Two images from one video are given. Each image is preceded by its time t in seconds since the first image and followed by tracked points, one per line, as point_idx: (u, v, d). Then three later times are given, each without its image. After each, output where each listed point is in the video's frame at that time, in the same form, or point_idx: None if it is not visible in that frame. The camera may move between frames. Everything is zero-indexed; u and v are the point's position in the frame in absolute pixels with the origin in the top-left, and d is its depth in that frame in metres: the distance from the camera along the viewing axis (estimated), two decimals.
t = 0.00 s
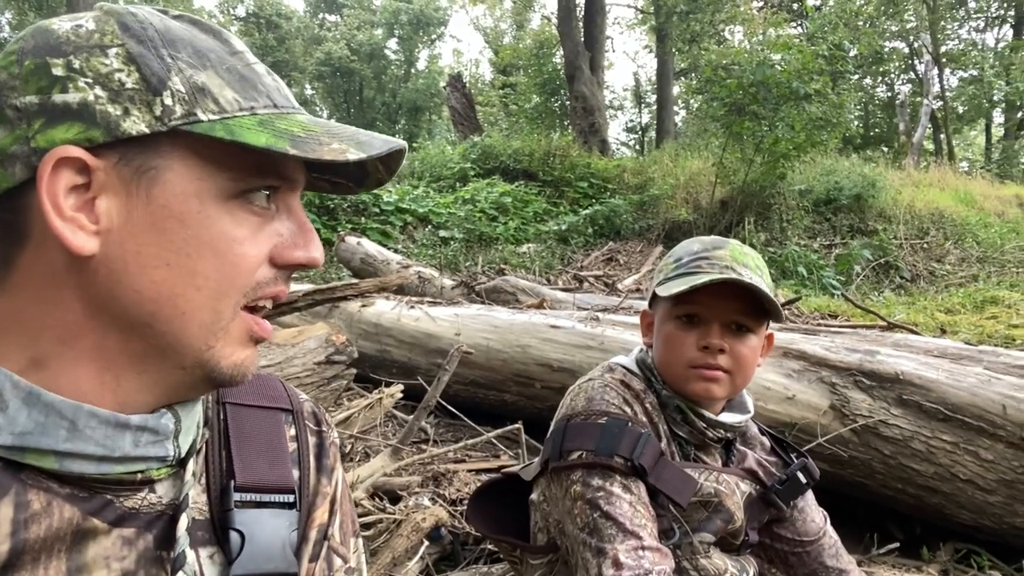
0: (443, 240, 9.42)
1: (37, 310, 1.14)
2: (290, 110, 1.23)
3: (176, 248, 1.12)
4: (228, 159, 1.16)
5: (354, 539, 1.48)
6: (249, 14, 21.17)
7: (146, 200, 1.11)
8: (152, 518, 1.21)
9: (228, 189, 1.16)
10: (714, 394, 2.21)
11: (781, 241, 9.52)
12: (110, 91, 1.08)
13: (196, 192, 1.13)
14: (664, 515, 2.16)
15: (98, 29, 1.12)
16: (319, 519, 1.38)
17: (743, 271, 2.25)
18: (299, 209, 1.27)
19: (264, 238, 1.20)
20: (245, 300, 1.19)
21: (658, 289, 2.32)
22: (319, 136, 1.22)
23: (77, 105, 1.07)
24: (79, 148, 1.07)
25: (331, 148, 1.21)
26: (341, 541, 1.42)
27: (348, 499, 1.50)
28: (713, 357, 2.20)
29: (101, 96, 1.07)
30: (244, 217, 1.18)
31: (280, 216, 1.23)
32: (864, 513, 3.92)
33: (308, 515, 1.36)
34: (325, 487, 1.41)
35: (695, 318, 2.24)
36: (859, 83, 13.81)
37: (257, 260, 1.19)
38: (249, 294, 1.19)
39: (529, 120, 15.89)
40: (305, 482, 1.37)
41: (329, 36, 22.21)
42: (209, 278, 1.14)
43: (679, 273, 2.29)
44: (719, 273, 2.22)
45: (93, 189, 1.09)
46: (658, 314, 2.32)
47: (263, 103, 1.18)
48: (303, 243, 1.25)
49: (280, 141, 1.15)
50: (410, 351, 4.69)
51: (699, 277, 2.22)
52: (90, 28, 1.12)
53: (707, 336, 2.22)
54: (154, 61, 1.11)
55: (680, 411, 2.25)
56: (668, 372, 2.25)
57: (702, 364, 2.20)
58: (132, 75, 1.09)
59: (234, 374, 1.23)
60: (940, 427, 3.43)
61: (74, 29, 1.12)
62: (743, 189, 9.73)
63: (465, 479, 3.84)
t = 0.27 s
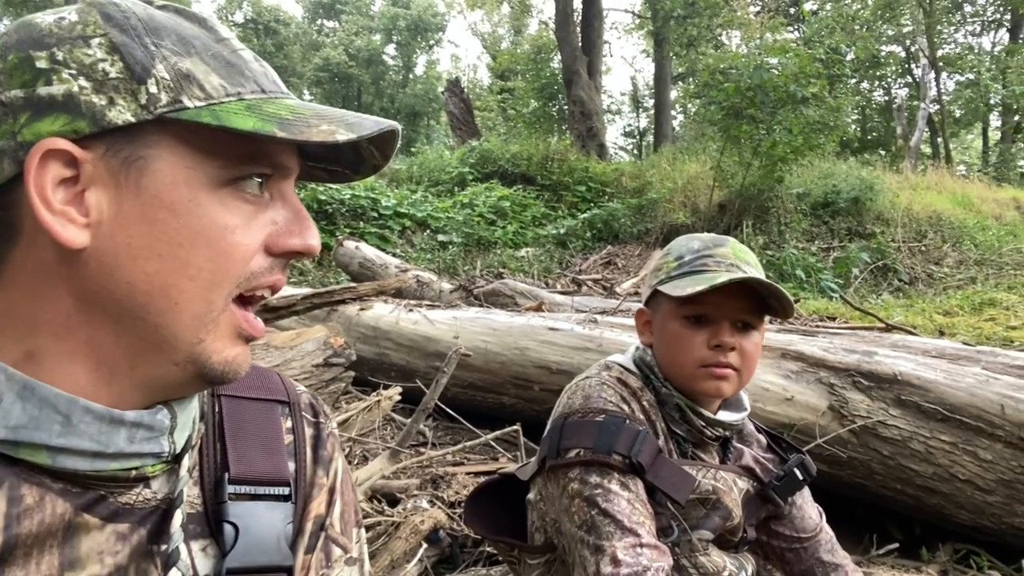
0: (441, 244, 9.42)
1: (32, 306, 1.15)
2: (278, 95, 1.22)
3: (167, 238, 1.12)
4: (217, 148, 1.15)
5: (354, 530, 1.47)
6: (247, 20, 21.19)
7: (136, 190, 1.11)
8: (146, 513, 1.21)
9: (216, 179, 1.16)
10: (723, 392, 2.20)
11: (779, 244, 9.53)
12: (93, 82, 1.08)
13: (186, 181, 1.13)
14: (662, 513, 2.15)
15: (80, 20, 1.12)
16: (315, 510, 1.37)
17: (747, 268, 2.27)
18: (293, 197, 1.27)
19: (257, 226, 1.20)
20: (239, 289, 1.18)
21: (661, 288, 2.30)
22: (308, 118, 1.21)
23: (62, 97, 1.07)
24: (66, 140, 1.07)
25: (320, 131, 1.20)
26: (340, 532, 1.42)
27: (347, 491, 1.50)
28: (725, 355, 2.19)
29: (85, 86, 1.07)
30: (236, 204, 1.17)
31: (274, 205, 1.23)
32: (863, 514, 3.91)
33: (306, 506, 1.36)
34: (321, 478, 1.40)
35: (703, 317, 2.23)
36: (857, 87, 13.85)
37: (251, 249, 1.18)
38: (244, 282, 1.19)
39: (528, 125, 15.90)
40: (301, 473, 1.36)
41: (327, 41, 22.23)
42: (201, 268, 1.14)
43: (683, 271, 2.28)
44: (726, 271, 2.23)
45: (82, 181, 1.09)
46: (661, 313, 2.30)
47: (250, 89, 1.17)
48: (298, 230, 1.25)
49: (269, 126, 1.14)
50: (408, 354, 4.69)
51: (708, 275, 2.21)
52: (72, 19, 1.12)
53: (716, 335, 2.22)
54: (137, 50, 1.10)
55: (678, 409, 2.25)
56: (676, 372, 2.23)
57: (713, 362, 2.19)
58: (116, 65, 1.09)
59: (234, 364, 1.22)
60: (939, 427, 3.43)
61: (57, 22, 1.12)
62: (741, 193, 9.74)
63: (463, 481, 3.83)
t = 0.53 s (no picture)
0: (438, 247, 9.43)
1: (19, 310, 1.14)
2: (247, 88, 1.13)
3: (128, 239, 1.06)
4: (177, 143, 1.08)
5: (351, 536, 1.47)
6: (243, 22, 21.18)
7: (98, 189, 1.06)
8: (145, 518, 1.21)
9: (181, 177, 1.08)
10: (720, 395, 2.21)
11: (775, 247, 9.56)
12: (59, 82, 1.05)
13: (147, 178, 1.06)
14: (656, 516, 2.15)
15: (59, 25, 1.10)
16: (313, 516, 1.38)
17: (741, 272, 2.28)
18: (275, 193, 1.19)
19: (229, 225, 1.12)
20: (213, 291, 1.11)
21: (656, 292, 2.30)
22: (263, 110, 1.11)
23: (30, 98, 1.05)
24: (28, 140, 1.04)
25: (269, 121, 1.10)
26: (340, 536, 1.43)
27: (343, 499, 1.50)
28: (722, 357, 2.20)
29: (52, 86, 1.05)
30: (203, 202, 1.10)
31: (251, 202, 1.15)
32: (859, 517, 3.92)
33: (305, 511, 1.36)
34: (319, 483, 1.41)
35: (699, 320, 2.24)
36: (851, 89, 13.91)
37: (222, 250, 1.11)
38: (219, 288, 1.11)
39: (523, 127, 15.92)
40: (299, 480, 1.37)
41: (323, 44, 22.21)
42: (165, 269, 1.07)
43: (678, 276, 2.28)
44: (722, 274, 2.24)
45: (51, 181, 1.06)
46: (656, 317, 2.30)
47: (214, 82, 1.09)
48: (276, 229, 1.16)
49: (212, 117, 1.05)
50: (405, 357, 4.68)
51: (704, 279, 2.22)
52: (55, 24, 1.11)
53: (712, 338, 2.22)
54: (102, 49, 1.06)
55: (673, 412, 2.25)
56: (672, 375, 2.24)
57: (711, 365, 2.20)
58: (80, 64, 1.05)
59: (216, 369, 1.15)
60: (934, 429, 3.44)
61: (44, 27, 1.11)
62: (737, 195, 9.76)
63: (460, 484, 3.83)
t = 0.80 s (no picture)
0: (417, 247, 9.41)
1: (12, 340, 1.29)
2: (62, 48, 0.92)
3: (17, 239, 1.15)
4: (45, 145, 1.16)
5: (355, 552, 1.46)
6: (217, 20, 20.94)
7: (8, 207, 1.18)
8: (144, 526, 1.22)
9: (39, 167, 1.18)
10: (706, 393, 2.24)
11: (752, 245, 9.66)
12: None
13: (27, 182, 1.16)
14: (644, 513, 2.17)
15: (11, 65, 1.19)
16: (317, 530, 1.36)
17: (727, 272, 2.31)
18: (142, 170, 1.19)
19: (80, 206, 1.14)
20: (72, 273, 1.12)
21: (644, 292, 2.31)
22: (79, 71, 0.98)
23: None
24: None
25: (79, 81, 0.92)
26: (343, 554, 1.39)
27: (347, 511, 1.49)
28: (708, 356, 2.23)
29: None
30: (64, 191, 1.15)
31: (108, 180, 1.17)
32: (837, 511, 3.98)
33: (306, 526, 1.34)
34: (324, 498, 1.40)
35: (687, 319, 2.26)
36: (825, 89, 14.08)
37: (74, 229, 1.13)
38: (72, 264, 1.12)
39: (501, 126, 15.93)
40: (304, 492, 1.36)
41: (298, 43, 22.02)
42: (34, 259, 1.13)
43: (666, 276, 2.30)
44: (709, 274, 2.27)
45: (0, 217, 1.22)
46: (644, 316, 2.32)
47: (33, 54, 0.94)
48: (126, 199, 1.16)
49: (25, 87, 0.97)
50: (386, 358, 4.68)
51: (692, 279, 2.25)
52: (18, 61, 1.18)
53: (698, 337, 2.25)
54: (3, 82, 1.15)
55: (659, 410, 2.28)
56: (660, 374, 2.26)
57: (698, 364, 2.23)
58: None
59: (90, 353, 1.12)
60: (909, 424, 3.50)
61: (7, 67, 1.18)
62: (714, 194, 9.83)
63: (443, 485, 3.83)
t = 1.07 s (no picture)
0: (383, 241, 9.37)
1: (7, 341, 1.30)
2: None
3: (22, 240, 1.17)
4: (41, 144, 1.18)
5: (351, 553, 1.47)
6: (173, 12, 20.49)
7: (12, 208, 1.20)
8: (150, 523, 1.24)
9: (43, 170, 1.20)
10: (680, 381, 2.30)
11: (715, 235, 9.81)
12: None
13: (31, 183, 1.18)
14: (621, 498, 2.22)
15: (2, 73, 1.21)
16: (315, 531, 1.38)
17: (698, 263, 2.36)
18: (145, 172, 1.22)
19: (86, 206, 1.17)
20: (82, 275, 1.14)
21: (618, 283, 2.36)
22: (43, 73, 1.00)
23: None
24: None
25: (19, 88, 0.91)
26: (338, 556, 1.40)
27: (344, 512, 1.51)
28: (682, 345, 2.28)
29: None
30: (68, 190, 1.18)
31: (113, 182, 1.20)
32: (803, 494, 4.09)
33: (306, 527, 1.36)
34: (322, 501, 1.42)
35: (660, 309, 2.31)
36: (784, 81, 14.30)
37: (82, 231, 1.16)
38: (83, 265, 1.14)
39: (466, 119, 15.89)
40: (303, 494, 1.38)
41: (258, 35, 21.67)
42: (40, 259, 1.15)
43: (640, 268, 2.34)
44: (680, 266, 2.32)
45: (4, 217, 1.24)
46: (618, 307, 2.36)
47: None
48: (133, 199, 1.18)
49: None
50: (356, 353, 4.67)
51: (665, 271, 2.29)
52: None
53: (672, 327, 2.30)
54: None
55: (635, 399, 2.32)
56: (634, 364, 2.31)
57: (671, 353, 2.28)
58: None
59: (99, 356, 1.14)
60: (870, 408, 3.61)
61: None
62: (678, 185, 9.95)
63: (416, 478, 3.84)
